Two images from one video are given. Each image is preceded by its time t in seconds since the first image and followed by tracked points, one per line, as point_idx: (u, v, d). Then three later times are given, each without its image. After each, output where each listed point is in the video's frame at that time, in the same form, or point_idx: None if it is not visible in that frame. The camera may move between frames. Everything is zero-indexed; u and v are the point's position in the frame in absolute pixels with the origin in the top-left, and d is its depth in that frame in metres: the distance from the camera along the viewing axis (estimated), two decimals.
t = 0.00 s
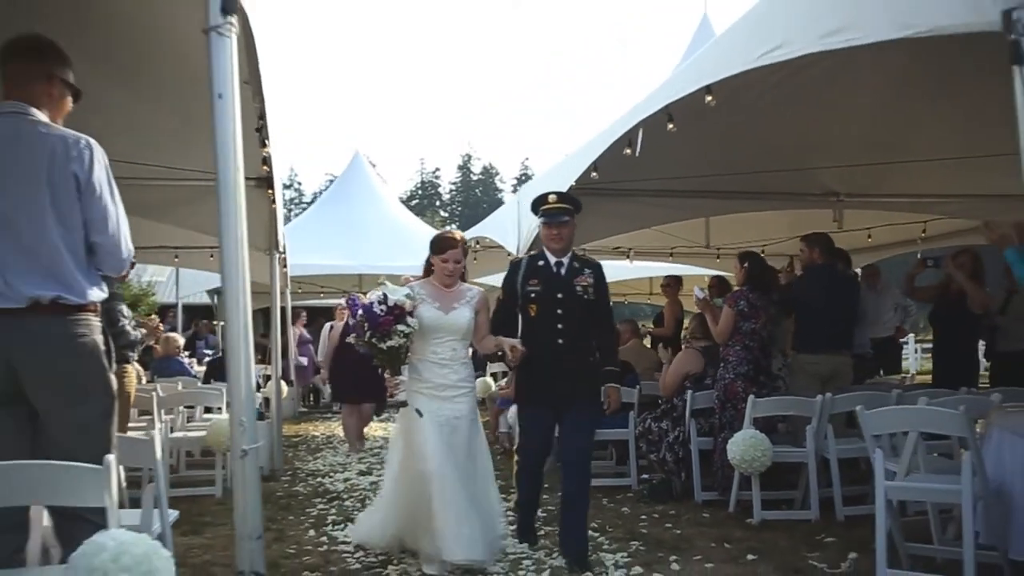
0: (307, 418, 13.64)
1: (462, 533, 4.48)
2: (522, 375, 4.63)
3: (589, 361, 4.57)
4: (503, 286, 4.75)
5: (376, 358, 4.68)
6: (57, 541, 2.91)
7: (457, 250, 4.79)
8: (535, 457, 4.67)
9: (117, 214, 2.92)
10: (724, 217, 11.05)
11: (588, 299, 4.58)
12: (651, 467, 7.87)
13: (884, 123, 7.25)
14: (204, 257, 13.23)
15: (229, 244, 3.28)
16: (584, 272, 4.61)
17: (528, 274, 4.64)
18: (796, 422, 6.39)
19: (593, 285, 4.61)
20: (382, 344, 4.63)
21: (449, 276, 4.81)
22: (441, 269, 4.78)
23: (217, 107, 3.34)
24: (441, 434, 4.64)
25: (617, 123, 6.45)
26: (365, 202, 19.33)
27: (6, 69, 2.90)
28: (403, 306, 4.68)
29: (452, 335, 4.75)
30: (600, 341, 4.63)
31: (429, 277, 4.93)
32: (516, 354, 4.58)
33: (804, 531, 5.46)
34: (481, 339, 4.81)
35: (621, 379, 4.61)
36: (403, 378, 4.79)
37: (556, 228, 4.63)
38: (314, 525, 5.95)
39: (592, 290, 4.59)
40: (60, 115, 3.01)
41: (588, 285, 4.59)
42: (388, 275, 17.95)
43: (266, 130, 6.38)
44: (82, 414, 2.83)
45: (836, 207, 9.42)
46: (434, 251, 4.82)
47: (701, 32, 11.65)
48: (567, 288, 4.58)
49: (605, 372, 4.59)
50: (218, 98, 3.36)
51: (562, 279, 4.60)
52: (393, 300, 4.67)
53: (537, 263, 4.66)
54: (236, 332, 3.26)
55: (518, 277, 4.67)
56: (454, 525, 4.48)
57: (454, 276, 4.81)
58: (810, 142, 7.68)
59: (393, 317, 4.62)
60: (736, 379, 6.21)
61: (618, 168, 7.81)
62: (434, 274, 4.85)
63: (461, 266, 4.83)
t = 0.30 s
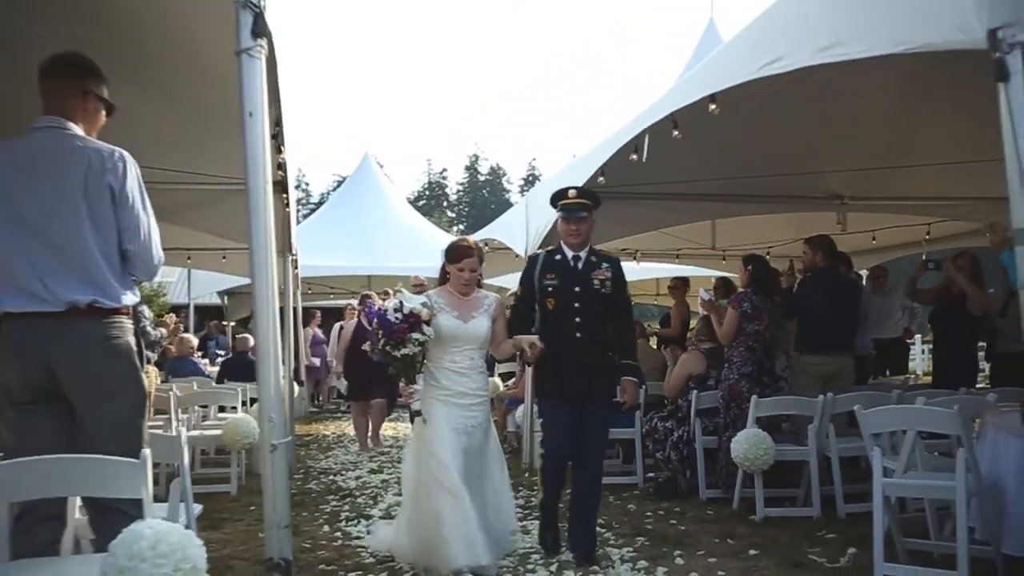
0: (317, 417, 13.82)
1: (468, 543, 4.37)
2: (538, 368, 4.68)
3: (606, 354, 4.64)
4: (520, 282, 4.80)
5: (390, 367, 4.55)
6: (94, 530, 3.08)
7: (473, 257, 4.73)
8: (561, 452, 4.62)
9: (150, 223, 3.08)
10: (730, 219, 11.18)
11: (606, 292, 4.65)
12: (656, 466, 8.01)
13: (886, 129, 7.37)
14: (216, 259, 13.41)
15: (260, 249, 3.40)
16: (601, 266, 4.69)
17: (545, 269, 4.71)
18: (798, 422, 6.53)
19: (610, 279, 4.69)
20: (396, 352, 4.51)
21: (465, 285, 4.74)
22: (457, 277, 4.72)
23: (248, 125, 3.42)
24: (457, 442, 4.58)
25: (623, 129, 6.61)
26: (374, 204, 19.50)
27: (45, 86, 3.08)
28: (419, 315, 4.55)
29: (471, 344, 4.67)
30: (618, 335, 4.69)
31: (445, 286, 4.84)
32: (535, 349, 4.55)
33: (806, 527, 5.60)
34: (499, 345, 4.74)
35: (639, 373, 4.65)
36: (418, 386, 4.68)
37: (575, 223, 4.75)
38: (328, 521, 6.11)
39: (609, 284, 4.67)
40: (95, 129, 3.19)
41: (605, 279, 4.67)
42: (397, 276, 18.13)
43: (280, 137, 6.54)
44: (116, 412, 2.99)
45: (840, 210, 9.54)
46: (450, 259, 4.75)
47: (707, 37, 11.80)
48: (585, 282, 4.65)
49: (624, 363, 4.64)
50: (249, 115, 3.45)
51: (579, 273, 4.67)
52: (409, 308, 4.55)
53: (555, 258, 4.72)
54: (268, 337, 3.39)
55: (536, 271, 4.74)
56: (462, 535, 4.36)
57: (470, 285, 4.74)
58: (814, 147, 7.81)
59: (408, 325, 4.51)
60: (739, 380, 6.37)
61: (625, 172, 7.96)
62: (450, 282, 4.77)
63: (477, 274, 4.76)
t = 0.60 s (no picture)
0: (325, 416, 13.99)
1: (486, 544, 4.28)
2: (554, 373, 4.57)
3: (623, 358, 4.55)
4: (534, 285, 4.70)
5: (405, 370, 4.48)
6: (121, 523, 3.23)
7: (483, 260, 4.67)
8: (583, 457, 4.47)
9: (174, 230, 3.24)
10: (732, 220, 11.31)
11: (620, 294, 4.58)
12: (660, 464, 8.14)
13: (886, 133, 7.50)
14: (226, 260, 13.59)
15: (284, 255, 3.53)
16: (615, 268, 4.62)
17: (558, 271, 4.63)
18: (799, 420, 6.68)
19: (624, 280, 4.61)
20: (410, 354, 4.43)
21: (476, 287, 4.70)
22: (468, 279, 4.67)
23: (271, 139, 3.54)
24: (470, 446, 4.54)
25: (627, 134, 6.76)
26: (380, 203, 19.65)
27: (74, 101, 3.25)
28: (433, 316, 4.48)
29: (485, 345, 4.64)
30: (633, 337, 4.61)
31: (454, 288, 4.79)
32: (553, 355, 4.41)
33: (805, 523, 5.74)
34: (511, 346, 4.70)
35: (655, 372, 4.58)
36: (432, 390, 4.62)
37: (588, 225, 4.64)
38: (339, 517, 6.28)
39: (623, 286, 4.60)
40: (122, 141, 3.35)
41: (619, 281, 4.60)
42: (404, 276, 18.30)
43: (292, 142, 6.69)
44: (143, 410, 3.14)
45: (842, 211, 9.66)
46: (461, 261, 4.68)
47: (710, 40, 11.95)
48: (598, 284, 4.57)
49: (637, 361, 4.56)
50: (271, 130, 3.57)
51: (593, 276, 4.59)
52: (423, 309, 4.47)
53: (568, 260, 4.65)
54: (288, 341, 3.50)
55: (548, 273, 4.65)
56: (479, 537, 4.29)
57: (480, 287, 4.70)
58: (815, 150, 7.94)
59: (422, 326, 4.44)
60: (740, 379, 6.52)
61: (628, 175, 8.09)
62: (461, 284, 4.72)
63: (488, 277, 4.72)
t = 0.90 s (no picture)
0: (333, 415, 14.17)
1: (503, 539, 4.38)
2: (568, 377, 4.46)
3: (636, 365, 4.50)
4: (543, 292, 4.59)
5: (422, 366, 4.54)
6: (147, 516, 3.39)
7: (494, 255, 4.72)
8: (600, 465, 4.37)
9: (195, 237, 3.40)
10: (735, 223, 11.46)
11: (633, 302, 4.49)
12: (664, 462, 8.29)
13: (884, 138, 7.64)
14: (235, 261, 13.77)
15: (300, 264, 3.66)
16: (627, 275, 4.54)
17: (569, 279, 4.54)
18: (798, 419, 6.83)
19: (635, 287, 4.53)
20: (427, 349, 4.50)
21: (487, 282, 4.75)
22: (479, 275, 4.72)
23: (289, 151, 3.68)
24: (486, 444, 4.57)
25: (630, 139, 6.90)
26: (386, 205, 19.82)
27: (100, 115, 3.41)
28: (446, 310, 4.54)
29: (498, 337, 4.68)
30: (646, 346, 4.52)
31: (467, 282, 4.84)
32: (562, 362, 4.34)
33: (805, 519, 5.88)
34: (523, 341, 4.72)
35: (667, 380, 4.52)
36: (446, 386, 4.64)
37: (599, 231, 4.54)
38: (349, 513, 6.43)
39: (636, 293, 4.52)
40: (145, 152, 3.50)
41: (631, 288, 4.52)
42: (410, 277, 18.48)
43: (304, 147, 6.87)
44: (166, 407, 3.29)
45: (842, 213, 9.79)
46: (472, 256, 4.73)
47: (714, 44, 12.08)
48: (610, 290, 4.49)
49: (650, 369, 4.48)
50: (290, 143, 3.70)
51: (604, 283, 4.52)
52: (436, 304, 4.54)
53: (579, 268, 4.57)
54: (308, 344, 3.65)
55: (559, 282, 4.56)
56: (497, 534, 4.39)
57: (492, 282, 4.74)
58: (814, 154, 8.08)
59: (437, 322, 4.49)
60: (742, 379, 6.67)
61: (631, 179, 8.24)
62: (471, 278, 4.77)
63: (499, 272, 4.77)
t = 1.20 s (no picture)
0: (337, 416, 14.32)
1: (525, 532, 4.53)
2: (576, 377, 4.47)
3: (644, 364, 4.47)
4: (551, 291, 4.63)
5: (435, 368, 4.68)
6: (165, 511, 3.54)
7: (505, 256, 4.83)
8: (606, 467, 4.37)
9: (212, 244, 3.55)
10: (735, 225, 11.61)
11: (641, 297, 4.49)
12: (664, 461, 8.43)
13: (879, 143, 7.79)
14: (241, 263, 13.94)
15: (316, 270, 3.75)
16: (635, 270, 4.53)
17: (577, 276, 4.55)
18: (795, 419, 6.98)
19: (644, 282, 4.53)
20: (440, 353, 4.62)
21: (497, 283, 4.85)
22: (489, 276, 4.83)
23: (305, 164, 3.76)
24: (496, 437, 4.71)
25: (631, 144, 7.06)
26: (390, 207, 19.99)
27: (122, 128, 3.57)
28: (461, 314, 4.67)
29: (506, 338, 4.82)
30: (655, 343, 4.51)
31: (476, 283, 4.95)
32: (567, 364, 4.41)
33: (801, 517, 6.01)
34: (531, 342, 4.82)
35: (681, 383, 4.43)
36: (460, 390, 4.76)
37: (606, 227, 4.55)
38: (356, 510, 6.59)
39: (644, 288, 4.51)
40: (162, 163, 3.64)
41: (640, 283, 4.51)
42: (414, 278, 18.65)
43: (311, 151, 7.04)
44: (182, 407, 3.43)
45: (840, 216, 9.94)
46: (482, 257, 4.82)
47: (714, 49, 12.24)
48: (619, 287, 4.49)
49: (661, 371, 4.44)
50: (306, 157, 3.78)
51: (612, 279, 4.51)
52: (451, 308, 4.67)
53: (586, 264, 4.57)
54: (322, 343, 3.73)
55: (568, 278, 4.59)
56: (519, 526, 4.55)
57: (502, 283, 4.85)
58: (812, 159, 8.23)
59: (451, 326, 4.62)
60: (741, 380, 6.84)
61: (631, 183, 8.39)
62: (481, 281, 4.86)
63: (509, 273, 4.86)
